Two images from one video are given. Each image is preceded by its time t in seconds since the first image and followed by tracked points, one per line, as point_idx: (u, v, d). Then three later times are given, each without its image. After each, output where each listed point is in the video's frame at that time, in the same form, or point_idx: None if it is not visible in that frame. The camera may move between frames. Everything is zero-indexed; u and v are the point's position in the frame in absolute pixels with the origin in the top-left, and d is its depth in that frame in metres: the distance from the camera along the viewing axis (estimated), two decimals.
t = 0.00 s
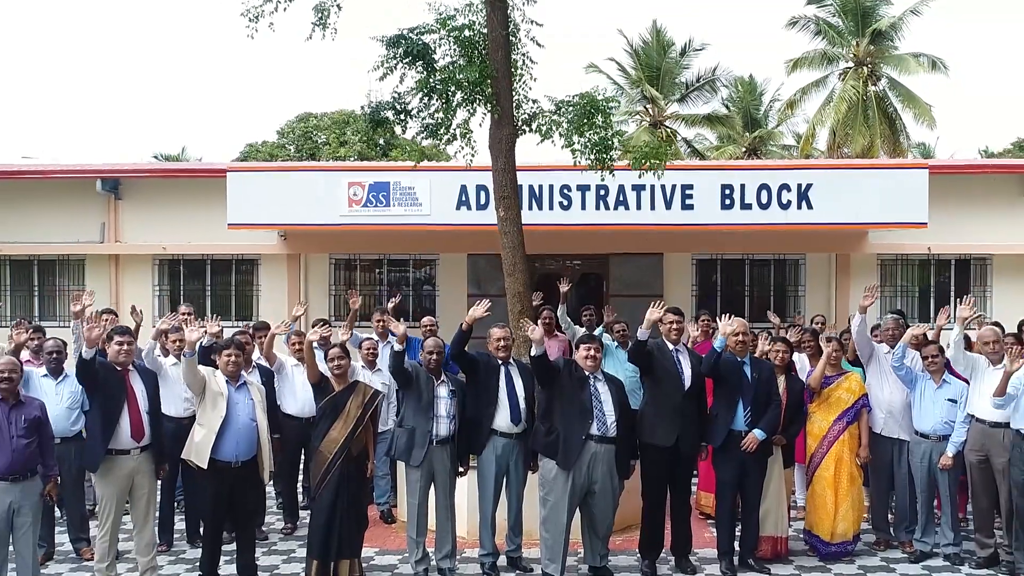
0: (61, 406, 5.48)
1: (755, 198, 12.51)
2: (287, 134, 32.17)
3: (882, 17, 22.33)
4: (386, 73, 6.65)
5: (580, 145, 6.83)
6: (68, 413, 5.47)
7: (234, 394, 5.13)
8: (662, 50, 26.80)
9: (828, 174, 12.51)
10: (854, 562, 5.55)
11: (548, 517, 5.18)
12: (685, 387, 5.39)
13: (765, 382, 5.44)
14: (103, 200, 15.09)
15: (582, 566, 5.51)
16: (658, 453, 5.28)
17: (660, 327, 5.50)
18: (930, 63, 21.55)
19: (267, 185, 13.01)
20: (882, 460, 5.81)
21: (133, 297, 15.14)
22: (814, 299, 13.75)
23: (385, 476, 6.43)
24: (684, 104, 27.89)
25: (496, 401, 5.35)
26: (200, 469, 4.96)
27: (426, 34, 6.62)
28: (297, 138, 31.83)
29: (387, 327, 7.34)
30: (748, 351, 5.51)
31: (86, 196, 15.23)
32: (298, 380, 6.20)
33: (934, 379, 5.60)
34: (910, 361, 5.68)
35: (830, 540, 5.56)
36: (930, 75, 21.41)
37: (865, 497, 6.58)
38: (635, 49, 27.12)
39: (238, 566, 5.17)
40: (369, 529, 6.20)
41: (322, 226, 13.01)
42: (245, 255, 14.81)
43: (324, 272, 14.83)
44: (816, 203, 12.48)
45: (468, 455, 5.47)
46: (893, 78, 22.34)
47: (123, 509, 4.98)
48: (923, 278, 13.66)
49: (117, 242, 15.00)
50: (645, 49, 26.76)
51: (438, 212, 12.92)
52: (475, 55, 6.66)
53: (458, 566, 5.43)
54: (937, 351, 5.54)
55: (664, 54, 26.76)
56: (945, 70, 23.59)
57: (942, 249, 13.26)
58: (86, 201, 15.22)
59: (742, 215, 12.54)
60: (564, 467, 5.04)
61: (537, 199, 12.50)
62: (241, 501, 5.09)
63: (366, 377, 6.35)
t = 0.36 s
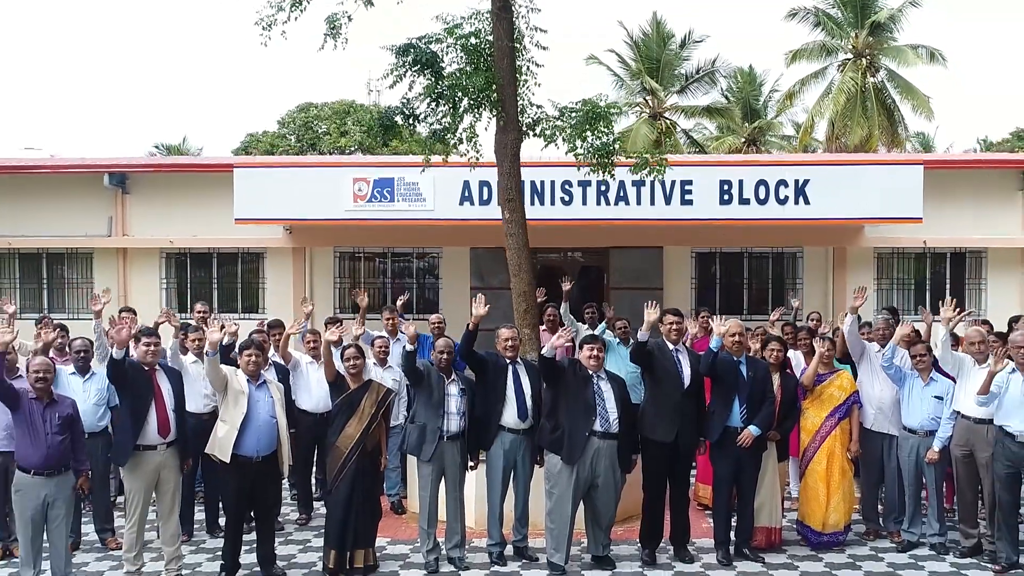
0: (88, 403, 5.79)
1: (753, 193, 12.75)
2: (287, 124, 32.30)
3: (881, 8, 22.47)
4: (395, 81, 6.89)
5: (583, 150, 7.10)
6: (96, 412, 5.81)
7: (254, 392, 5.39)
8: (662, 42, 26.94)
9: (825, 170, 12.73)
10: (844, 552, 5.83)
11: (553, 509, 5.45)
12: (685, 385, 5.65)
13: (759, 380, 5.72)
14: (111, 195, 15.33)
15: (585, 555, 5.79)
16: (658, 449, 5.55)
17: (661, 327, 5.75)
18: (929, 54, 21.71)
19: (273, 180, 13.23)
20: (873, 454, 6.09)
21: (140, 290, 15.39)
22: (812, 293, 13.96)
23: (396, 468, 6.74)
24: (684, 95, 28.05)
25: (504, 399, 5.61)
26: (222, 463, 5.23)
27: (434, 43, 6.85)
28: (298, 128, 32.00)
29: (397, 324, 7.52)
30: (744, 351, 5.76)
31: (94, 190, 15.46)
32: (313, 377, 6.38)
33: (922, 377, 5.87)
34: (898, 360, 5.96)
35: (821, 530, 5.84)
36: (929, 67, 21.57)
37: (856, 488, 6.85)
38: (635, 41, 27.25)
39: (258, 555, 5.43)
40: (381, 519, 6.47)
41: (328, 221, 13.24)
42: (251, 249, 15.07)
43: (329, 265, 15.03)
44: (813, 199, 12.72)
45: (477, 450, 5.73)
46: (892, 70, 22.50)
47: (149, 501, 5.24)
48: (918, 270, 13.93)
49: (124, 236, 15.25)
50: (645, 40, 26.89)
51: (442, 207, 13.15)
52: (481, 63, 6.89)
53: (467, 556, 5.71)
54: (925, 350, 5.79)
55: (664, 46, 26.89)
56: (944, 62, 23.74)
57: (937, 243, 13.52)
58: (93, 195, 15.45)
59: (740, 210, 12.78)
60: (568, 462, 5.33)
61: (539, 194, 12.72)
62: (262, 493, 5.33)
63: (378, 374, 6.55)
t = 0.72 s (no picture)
0: (116, 398, 6.06)
1: (751, 186, 13.01)
2: (289, 110, 32.40)
3: None
4: (408, 87, 7.12)
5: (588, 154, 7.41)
6: (122, 406, 6.07)
7: (277, 390, 5.67)
8: (663, 31, 27.05)
9: (823, 164, 12.98)
10: (836, 541, 6.13)
11: (559, 500, 5.76)
12: (684, 383, 5.93)
13: (757, 379, 5.96)
14: (120, 186, 15.59)
15: (590, 544, 6.09)
16: (659, 443, 5.84)
17: (663, 327, 6.04)
18: (928, 43, 21.88)
19: (281, 174, 13.47)
20: (864, 448, 6.40)
21: (149, 280, 15.71)
22: (809, 284, 14.35)
23: (408, 460, 7.02)
24: (685, 84, 28.21)
25: (513, 396, 5.88)
26: (247, 456, 5.52)
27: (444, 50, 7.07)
28: (300, 114, 32.12)
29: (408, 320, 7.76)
30: (741, 350, 6.03)
31: (102, 182, 15.72)
32: (329, 373, 6.68)
33: (911, 375, 6.17)
34: (889, 359, 6.26)
35: (814, 520, 6.14)
36: (928, 56, 21.75)
37: (848, 479, 7.16)
38: (636, 30, 27.36)
39: (280, 544, 5.74)
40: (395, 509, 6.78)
41: (335, 214, 13.49)
42: (258, 240, 15.35)
43: (334, 255, 15.45)
44: (811, 192, 12.95)
45: (488, 444, 6.01)
46: (891, 58, 22.68)
47: (178, 494, 5.53)
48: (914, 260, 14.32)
49: (133, 227, 15.53)
50: (646, 29, 27.01)
51: (447, 201, 13.38)
52: (489, 70, 7.13)
53: (478, 544, 6.01)
54: (914, 350, 6.09)
55: (665, 35, 27.01)
56: (943, 50, 23.89)
57: (933, 235, 13.83)
58: (102, 186, 15.71)
59: (739, 204, 13.04)
60: (575, 457, 5.63)
61: (542, 187, 12.96)
62: (284, 486, 5.65)
63: (391, 370, 6.83)
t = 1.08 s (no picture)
0: (144, 392, 6.40)
1: (751, 179, 13.28)
2: (290, 94, 32.45)
3: None
4: (420, 92, 7.39)
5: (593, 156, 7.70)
6: (149, 397, 6.39)
7: (299, 386, 5.96)
8: (663, 17, 27.06)
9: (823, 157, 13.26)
10: (830, 528, 6.45)
11: (568, 490, 6.07)
12: (686, 379, 6.23)
13: (755, 375, 6.25)
14: (129, 177, 15.90)
15: (596, 531, 6.41)
16: (663, 437, 6.15)
17: (666, 326, 6.34)
18: (928, 29, 22.03)
19: (289, 166, 13.72)
20: (857, 440, 6.70)
21: (157, 268, 16.08)
22: (809, 274, 14.78)
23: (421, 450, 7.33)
24: (685, 70, 28.33)
25: (523, 392, 6.17)
26: (271, 449, 5.82)
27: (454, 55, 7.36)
28: (301, 99, 32.19)
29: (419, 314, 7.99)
30: (740, 348, 6.32)
31: (112, 172, 16.02)
32: (346, 366, 6.98)
33: (902, 371, 6.47)
34: (882, 355, 6.54)
35: (810, 509, 6.45)
36: (927, 42, 21.90)
37: (842, 468, 7.47)
38: (637, 16, 27.38)
39: (302, 532, 6.05)
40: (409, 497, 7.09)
41: (343, 205, 13.76)
42: (265, 230, 15.82)
43: (340, 244, 15.90)
44: (809, 183, 13.19)
45: (499, 437, 6.31)
46: (891, 45, 22.82)
47: (206, 485, 5.83)
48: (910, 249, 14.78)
49: (142, 216, 15.87)
50: (647, 16, 27.01)
51: (452, 193, 13.64)
52: (498, 75, 7.40)
53: (490, 532, 6.33)
54: (905, 347, 6.39)
55: (665, 21, 27.03)
56: (943, 36, 24.02)
57: (930, 225, 14.23)
58: (111, 177, 15.97)
59: (740, 195, 13.29)
60: (582, 450, 5.94)
61: (545, 179, 13.19)
62: (307, 477, 5.95)
63: (406, 365, 7.11)
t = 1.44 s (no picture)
0: (171, 382, 6.72)
1: (753, 168, 13.84)
2: (292, 78, 32.53)
3: None
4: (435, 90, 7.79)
5: (602, 156, 7.90)
6: (174, 384, 6.65)
7: (321, 378, 6.25)
8: (665, 3, 27.06)
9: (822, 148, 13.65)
10: (827, 514, 6.78)
11: (577, 478, 6.38)
12: (691, 372, 6.51)
13: (758, 369, 6.53)
14: (139, 165, 16.23)
15: (604, 516, 6.73)
16: (668, 427, 6.44)
17: (672, 321, 6.61)
18: (928, 16, 22.17)
19: (298, 156, 14.00)
20: (853, 429, 7.01)
21: (168, 256, 16.49)
22: (808, 261, 15.26)
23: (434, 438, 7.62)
24: (687, 55, 28.45)
25: (534, 383, 6.45)
26: (295, 439, 6.12)
27: (466, 57, 7.69)
28: (303, 83, 32.28)
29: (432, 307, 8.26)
30: (742, 342, 6.59)
31: (122, 161, 16.33)
32: (364, 358, 7.27)
33: (897, 363, 6.76)
34: (877, 349, 6.84)
35: (807, 495, 6.77)
36: (928, 28, 22.04)
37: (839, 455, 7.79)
38: (639, 2, 27.38)
39: (325, 517, 6.36)
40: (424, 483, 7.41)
41: (351, 195, 14.01)
42: (273, 218, 16.33)
43: (348, 232, 16.54)
44: (809, 174, 13.72)
45: (512, 427, 6.60)
46: (892, 30, 22.95)
47: (234, 473, 6.13)
48: (909, 237, 15.26)
49: (152, 204, 16.24)
50: (649, 2, 27.01)
51: (459, 183, 13.89)
52: (509, 76, 7.66)
53: (503, 517, 6.64)
54: (900, 342, 6.68)
55: (667, 7, 27.06)
56: (943, 22, 24.15)
57: (929, 213, 14.70)
58: (121, 166, 16.31)
59: (740, 184, 13.84)
60: (591, 439, 6.24)
61: (550, 170, 13.42)
62: (329, 465, 6.26)
63: (421, 358, 7.41)
